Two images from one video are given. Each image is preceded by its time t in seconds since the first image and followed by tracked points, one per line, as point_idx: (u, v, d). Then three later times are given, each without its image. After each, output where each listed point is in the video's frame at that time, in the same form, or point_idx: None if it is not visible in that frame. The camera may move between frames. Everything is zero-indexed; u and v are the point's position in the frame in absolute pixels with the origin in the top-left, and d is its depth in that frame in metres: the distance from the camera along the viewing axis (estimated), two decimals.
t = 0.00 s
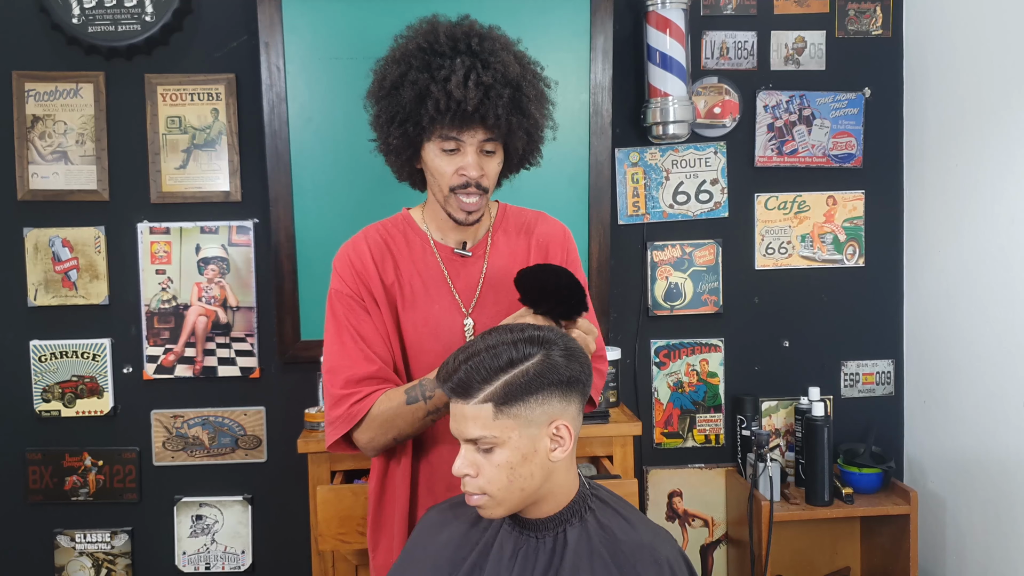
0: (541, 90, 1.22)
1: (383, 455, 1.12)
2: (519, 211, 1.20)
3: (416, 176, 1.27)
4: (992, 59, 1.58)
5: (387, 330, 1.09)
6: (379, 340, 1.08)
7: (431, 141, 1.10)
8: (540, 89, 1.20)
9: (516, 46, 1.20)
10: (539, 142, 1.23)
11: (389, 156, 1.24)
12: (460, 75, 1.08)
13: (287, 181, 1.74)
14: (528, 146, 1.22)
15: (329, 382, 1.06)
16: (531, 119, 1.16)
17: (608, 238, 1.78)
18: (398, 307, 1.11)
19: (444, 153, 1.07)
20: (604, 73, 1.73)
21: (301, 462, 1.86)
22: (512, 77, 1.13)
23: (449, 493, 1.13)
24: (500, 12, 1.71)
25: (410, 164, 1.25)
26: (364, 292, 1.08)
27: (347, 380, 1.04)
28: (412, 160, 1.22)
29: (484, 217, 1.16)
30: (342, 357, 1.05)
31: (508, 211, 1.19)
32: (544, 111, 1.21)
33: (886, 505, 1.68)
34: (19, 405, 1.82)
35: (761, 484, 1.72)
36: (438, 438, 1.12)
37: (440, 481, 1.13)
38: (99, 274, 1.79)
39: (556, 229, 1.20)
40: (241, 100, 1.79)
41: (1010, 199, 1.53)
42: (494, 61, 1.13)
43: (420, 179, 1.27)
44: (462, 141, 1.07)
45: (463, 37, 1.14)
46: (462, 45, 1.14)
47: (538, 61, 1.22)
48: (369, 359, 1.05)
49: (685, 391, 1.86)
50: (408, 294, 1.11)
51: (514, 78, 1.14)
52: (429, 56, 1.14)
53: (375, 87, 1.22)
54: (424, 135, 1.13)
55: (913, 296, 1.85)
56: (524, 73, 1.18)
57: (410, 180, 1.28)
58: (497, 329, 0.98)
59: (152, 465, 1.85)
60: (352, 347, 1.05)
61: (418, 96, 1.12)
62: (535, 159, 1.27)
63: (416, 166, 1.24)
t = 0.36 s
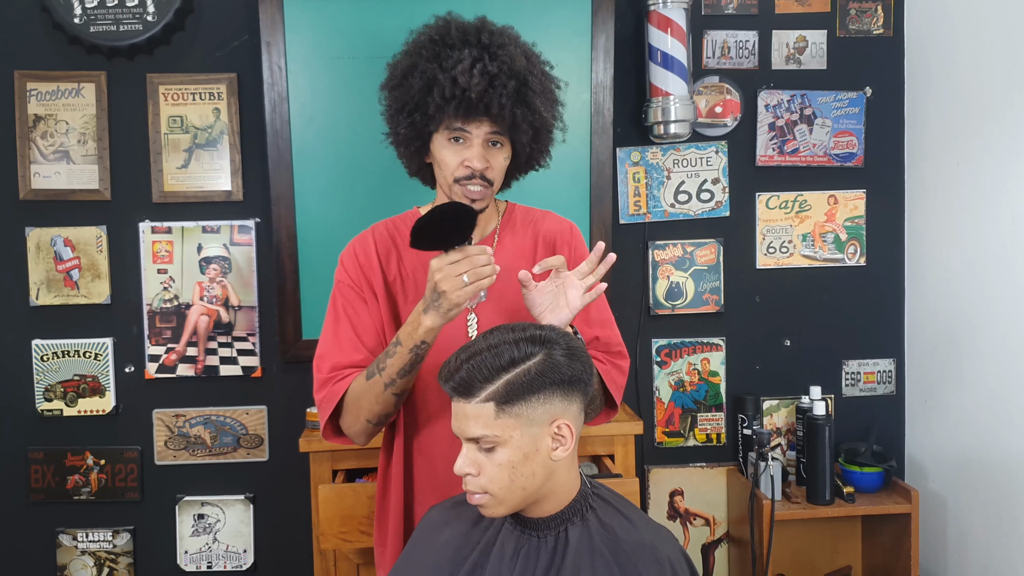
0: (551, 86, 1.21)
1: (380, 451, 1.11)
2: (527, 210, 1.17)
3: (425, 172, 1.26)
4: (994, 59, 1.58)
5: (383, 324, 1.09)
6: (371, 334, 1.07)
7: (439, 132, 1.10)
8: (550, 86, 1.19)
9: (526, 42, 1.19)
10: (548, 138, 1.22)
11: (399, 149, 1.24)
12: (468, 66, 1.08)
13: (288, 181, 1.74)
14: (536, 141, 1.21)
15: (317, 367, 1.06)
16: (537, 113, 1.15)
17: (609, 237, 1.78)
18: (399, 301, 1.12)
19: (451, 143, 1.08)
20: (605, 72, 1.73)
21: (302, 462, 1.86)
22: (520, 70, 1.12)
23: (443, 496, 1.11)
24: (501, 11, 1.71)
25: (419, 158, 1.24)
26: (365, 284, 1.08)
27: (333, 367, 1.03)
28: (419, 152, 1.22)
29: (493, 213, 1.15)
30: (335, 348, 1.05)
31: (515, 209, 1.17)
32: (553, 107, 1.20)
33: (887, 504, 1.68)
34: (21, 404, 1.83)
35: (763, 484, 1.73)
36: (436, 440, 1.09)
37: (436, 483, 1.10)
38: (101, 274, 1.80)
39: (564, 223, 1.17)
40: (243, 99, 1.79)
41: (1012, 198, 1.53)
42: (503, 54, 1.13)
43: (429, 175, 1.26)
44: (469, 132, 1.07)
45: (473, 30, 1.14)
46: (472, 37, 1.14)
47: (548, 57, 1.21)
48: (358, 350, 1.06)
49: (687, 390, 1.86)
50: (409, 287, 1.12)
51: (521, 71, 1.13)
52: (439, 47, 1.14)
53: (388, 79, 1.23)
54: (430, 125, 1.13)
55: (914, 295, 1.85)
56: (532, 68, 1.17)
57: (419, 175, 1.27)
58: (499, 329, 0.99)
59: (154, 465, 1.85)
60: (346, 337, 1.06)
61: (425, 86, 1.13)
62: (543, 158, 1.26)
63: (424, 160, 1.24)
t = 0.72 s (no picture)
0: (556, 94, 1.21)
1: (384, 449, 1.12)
2: (533, 209, 1.16)
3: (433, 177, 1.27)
4: (994, 59, 1.58)
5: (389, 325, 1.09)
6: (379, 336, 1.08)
7: (444, 140, 1.11)
8: (555, 96, 1.19)
9: (531, 51, 1.19)
10: (552, 146, 1.22)
11: (407, 155, 1.25)
12: (472, 77, 1.08)
13: (289, 181, 1.74)
14: (541, 148, 1.21)
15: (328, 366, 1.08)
16: (541, 124, 1.14)
17: (610, 238, 1.78)
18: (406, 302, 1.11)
19: (455, 151, 1.08)
20: (606, 73, 1.73)
21: (303, 462, 1.86)
22: (524, 81, 1.12)
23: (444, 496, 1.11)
24: (502, 12, 1.72)
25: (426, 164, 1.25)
26: (372, 287, 1.09)
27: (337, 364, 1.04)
28: (426, 159, 1.23)
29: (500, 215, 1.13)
30: (342, 345, 1.06)
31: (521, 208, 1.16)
32: (558, 116, 1.20)
33: (888, 505, 1.68)
34: (22, 404, 1.83)
35: (764, 484, 1.73)
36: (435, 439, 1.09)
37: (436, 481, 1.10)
38: (102, 274, 1.80)
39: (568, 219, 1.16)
40: (243, 100, 1.79)
41: (1013, 199, 1.53)
42: (507, 65, 1.12)
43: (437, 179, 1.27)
44: (474, 141, 1.07)
45: (478, 40, 1.14)
46: (478, 47, 1.13)
47: (553, 66, 1.20)
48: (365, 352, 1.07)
49: (687, 390, 1.87)
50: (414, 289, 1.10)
51: (525, 83, 1.13)
52: (445, 57, 1.14)
53: (396, 86, 1.23)
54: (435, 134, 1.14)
55: (915, 296, 1.85)
56: (537, 78, 1.17)
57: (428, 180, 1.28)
58: (500, 330, 0.99)
59: (155, 465, 1.85)
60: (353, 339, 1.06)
61: (431, 96, 1.13)
62: (549, 165, 1.26)
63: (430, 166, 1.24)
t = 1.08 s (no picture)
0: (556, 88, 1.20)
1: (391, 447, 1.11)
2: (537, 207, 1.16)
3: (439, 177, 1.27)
4: (996, 58, 1.57)
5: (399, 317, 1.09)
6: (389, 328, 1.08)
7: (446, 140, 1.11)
8: (555, 89, 1.19)
9: (529, 46, 1.18)
10: (555, 139, 1.21)
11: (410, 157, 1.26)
12: (469, 75, 1.08)
13: (291, 180, 1.74)
14: (544, 143, 1.20)
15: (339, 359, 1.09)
16: (541, 118, 1.14)
17: (611, 237, 1.78)
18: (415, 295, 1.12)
19: (458, 150, 1.08)
20: (607, 72, 1.73)
21: (304, 461, 1.86)
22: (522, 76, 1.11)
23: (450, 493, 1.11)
24: (503, 11, 1.71)
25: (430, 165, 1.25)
26: (381, 279, 1.08)
27: (349, 351, 1.04)
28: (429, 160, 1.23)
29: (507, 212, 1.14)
30: (352, 336, 1.06)
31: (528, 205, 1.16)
32: (559, 109, 1.20)
33: (889, 504, 1.68)
34: (24, 403, 1.83)
35: (765, 484, 1.73)
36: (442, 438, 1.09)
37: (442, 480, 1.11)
38: (103, 273, 1.80)
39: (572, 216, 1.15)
40: (245, 100, 1.79)
41: (1015, 197, 1.52)
42: (504, 61, 1.12)
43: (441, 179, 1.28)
44: (475, 138, 1.07)
45: (475, 38, 1.14)
46: (474, 46, 1.13)
47: (551, 59, 1.20)
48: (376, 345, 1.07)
49: (689, 390, 1.86)
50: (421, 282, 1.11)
51: (523, 77, 1.12)
52: (442, 58, 1.15)
53: (395, 88, 1.24)
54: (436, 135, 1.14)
55: (916, 295, 1.85)
56: (536, 72, 1.16)
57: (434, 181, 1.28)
58: (503, 328, 0.98)
59: (156, 464, 1.85)
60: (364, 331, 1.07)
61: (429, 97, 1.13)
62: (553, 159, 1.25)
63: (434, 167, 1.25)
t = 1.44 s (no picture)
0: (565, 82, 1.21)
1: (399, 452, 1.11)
2: (543, 210, 1.16)
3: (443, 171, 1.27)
4: (998, 59, 1.57)
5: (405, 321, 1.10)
6: (397, 331, 1.08)
7: (457, 134, 1.10)
8: (564, 83, 1.20)
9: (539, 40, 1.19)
10: (563, 134, 1.22)
11: (416, 151, 1.25)
12: (484, 66, 1.07)
13: (293, 180, 1.74)
14: (553, 138, 1.21)
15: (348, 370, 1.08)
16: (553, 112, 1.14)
17: (613, 238, 1.78)
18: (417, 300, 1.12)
19: (470, 145, 1.08)
20: (610, 72, 1.73)
21: (306, 461, 1.86)
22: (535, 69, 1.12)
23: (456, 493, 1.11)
24: (505, 11, 1.71)
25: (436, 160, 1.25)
26: (384, 285, 1.09)
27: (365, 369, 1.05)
28: (437, 155, 1.22)
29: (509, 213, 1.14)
30: (362, 349, 1.06)
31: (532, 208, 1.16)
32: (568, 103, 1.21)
33: (891, 505, 1.68)
34: (25, 403, 1.83)
35: (767, 484, 1.73)
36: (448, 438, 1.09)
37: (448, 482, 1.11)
38: (105, 273, 1.80)
39: (578, 226, 1.16)
40: (247, 100, 1.79)
41: (1017, 198, 1.52)
42: (517, 54, 1.12)
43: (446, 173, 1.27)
44: (488, 133, 1.07)
45: (487, 30, 1.13)
46: (487, 37, 1.13)
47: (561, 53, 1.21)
48: (387, 350, 1.06)
49: (690, 390, 1.86)
50: (424, 286, 1.11)
51: (537, 70, 1.13)
52: (454, 49, 1.14)
53: (403, 82, 1.23)
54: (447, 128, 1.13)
55: (918, 295, 1.85)
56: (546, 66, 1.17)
57: (436, 177, 1.28)
58: (504, 328, 0.98)
59: (158, 464, 1.85)
60: (371, 338, 1.06)
61: (442, 88, 1.12)
62: (559, 154, 1.26)
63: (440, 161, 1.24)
